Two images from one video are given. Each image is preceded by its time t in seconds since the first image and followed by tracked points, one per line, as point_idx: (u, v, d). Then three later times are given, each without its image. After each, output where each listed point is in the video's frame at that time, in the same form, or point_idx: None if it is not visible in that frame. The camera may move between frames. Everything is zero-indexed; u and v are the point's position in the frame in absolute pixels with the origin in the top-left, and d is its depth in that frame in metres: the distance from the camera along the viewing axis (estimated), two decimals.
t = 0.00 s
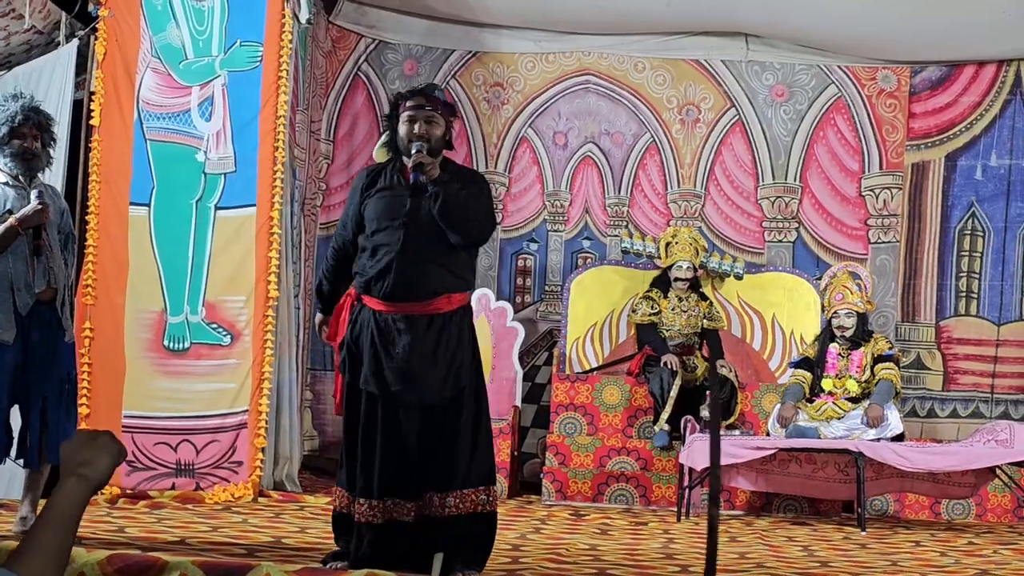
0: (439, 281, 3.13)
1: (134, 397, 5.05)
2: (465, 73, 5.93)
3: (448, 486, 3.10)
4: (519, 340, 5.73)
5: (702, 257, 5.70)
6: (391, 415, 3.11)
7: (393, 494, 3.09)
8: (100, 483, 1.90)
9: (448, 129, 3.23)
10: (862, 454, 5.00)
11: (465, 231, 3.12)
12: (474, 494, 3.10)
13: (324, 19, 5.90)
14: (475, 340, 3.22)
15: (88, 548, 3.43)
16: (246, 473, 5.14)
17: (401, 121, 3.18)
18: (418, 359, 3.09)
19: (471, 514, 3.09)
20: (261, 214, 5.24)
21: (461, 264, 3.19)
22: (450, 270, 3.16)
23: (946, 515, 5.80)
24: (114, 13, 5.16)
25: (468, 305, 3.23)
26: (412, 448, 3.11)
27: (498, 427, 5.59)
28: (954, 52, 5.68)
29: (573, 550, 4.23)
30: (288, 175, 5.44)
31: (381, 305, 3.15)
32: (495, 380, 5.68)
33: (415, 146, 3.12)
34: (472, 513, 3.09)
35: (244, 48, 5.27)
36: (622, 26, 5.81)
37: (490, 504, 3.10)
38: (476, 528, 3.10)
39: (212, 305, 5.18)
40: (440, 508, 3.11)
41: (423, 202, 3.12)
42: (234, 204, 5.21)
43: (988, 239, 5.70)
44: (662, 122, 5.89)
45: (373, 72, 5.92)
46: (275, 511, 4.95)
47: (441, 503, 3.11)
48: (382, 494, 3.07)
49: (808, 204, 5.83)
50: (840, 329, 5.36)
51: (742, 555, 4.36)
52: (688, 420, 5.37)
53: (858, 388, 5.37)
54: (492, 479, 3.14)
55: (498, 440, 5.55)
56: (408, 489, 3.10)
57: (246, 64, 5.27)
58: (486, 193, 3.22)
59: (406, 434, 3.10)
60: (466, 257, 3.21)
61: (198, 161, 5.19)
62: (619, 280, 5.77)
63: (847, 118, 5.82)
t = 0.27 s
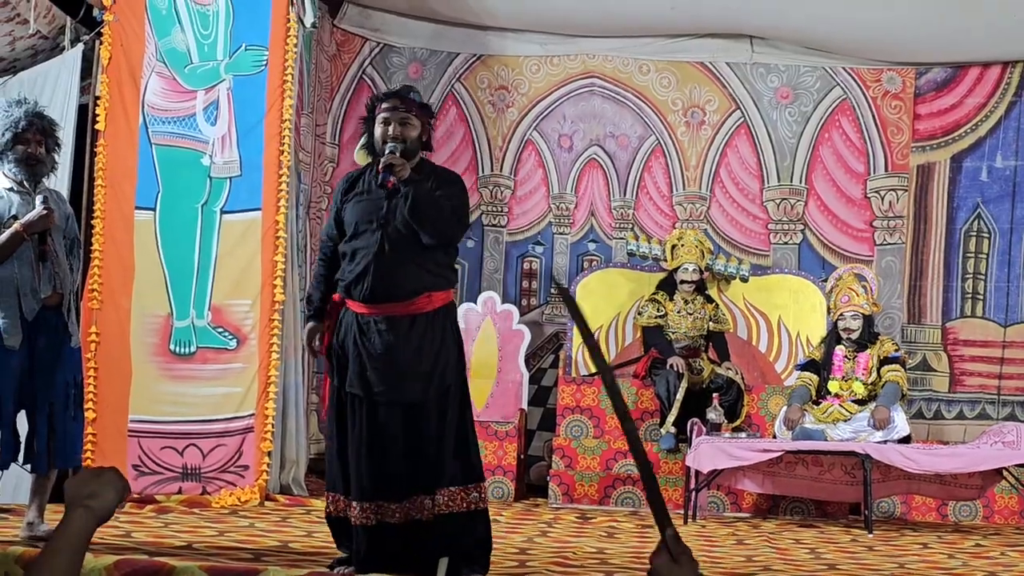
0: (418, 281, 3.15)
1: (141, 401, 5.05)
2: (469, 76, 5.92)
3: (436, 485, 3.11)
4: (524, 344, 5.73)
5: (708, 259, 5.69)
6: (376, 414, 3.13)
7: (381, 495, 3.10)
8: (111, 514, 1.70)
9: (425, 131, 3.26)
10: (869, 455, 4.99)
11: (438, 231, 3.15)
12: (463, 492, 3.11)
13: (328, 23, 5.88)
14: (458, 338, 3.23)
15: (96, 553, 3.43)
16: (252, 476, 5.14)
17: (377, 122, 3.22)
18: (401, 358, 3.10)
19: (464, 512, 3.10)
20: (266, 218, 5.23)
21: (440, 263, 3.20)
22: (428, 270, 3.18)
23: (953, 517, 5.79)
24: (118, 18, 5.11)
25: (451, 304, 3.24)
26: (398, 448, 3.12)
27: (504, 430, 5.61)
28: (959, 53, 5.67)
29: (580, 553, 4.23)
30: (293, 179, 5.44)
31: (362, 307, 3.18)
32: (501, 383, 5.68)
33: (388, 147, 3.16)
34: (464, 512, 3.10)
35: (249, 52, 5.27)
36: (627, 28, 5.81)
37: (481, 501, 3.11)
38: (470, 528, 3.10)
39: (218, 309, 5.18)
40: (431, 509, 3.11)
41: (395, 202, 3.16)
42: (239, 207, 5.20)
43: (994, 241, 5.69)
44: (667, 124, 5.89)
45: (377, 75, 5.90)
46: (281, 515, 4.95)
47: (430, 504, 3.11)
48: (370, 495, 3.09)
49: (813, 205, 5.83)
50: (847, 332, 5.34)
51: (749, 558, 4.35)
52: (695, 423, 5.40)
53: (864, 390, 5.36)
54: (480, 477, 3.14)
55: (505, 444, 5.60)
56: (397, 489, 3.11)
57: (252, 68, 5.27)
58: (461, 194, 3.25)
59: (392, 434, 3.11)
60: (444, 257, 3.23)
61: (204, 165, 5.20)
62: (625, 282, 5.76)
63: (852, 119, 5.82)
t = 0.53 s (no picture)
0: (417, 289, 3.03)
1: (153, 413, 5.05)
2: (480, 86, 5.91)
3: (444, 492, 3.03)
4: (536, 353, 5.72)
5: (720, 267, 5.70)
6: (379, 425, 3.02)
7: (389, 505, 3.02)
8: (111, 516, 1.58)
9: (419, 140, 3.10)
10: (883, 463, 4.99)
11: (434, 239, 3.00)
12: (472, 499, 3.04)
13: (338, 33, 5.86)
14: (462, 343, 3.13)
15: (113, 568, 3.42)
16: (266, 488, 5.12)
17: (370, 133, 3.06)
18: (405, 368, 3.00)
19: (474, 518, 3.04)
20: (278, 229, 5.21)
21: (438, 270, 3.08)
22: (425, 276, 3.06)
23: (967, 524, 5.78)
24: (129, 30, 5.13)
25: (453, 309, 3.13)
26: (403, 458, 3.03)
27: (517, 440, 5.58)
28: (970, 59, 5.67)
29: (596, 563, 4.22)
30: (304, 191, 5.42)
31: (366, 318, 3.08)
32: (513, 393, 5.66)
33: (380, 157, 2.99)
34: (474, 517, 3.04)
35: (259, 63, 5.25)
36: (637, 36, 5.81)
37: (492, 506, 3.04)
38: (481, 533, 3.05)
39: (230, 320, 5.17)
40: (440, 516, 3.04)
41: (389, 214, 2.98)
42: (251, 219, 5.18)
43: (1006, 247, 5.69)
44: (678, 132, 5.88)
45: (388, 86, 5.90)
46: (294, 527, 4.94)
47: (438, 512, 3.04)
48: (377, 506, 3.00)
49: (825, 212, 5.82)
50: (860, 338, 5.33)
51: (763, 566, 4.33)
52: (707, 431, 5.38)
53: (877, 397, 5.35)
54: (489, 484, 3.06)
55: (517, 453, 5.58)
56: (405, 499, 3.03)
57: (263, 80, 5.25)
58: (459, 199, 3.10)
59: (396, 444, 3.01)
60: (443, 263, 3.10)
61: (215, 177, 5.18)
62: (637, 291, 5.77)
63: (863, 126, 5.80)
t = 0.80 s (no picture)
0: (428, 330, 3.17)
1: (157, 457, 4.74)
2: (487, 128, 5.92)
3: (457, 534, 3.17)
4: (543, 397, 5.71)
5: (728, 311, 5.68)
6: (394, 469, 3.14)
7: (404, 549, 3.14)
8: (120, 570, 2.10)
9: (427, 188, 3.30)
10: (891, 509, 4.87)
11: (444, 285, 3.19)
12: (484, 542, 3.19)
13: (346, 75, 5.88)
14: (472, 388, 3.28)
15: None
16: (272, 532, 4.82)
17: (379, 180, 3.25)
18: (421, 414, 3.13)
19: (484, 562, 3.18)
20: (285, 271, 4.87)
21: (448, 314, 3.24)
22: (435, 319, 3.21)
23: (976, 569, 5.74)
24: (136, 72, 4.84)
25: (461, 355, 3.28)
26: (415, 502, 3.16)
27: (522, 483, 5.47)
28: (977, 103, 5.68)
29: None
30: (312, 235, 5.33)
31: (378, 364, 3.20)
32: (519, 436, 5.64)
33: (390, 204, 3.19)
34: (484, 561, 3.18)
35: (266, 106, 4.90)
36: (644, 79, 5.82)
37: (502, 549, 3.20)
38: None
39: (236, 363, 4.83)
40: (451, 561, 3.18)
41: (401, 258, 3.18)
42: (257, 261, 4.85)
43: (1014, 291, 5.67)
44: (685, 175, 5.88)
45: (395, 128, 5.90)
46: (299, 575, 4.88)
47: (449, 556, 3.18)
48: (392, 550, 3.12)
49: (832, 256, 5.81)
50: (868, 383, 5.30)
51: None
52: (716, 476, 5.28)
53: (886, 443, 5.28)
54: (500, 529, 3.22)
55: (522, 497, 5.45)
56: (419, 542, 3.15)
57: (269, 122, 4.90)
58: (467, 248, 3.30)
59: (405, 490, 3.14)
60: (452, 308, 3.27)
61: (221, 220, 4.86)
62: (644, 333, 5.74)
63: (870, 170, 5.79)
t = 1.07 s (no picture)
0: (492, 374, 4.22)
1: (171, 501, 4.38)
2: (502, 176, 5.87)
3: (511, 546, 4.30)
4: (556, 448, 5.68)
5: (743, 362, 5.76)
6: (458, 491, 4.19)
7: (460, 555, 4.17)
8: None
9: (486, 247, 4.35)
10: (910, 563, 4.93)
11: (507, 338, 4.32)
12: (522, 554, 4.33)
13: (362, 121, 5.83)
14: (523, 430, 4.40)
15: None
16: None
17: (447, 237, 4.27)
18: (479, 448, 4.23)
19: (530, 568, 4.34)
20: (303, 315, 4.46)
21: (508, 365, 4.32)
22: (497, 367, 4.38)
23: None
24: (156, 116, 4.46)
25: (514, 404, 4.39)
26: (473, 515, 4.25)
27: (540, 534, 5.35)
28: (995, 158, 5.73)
29: None
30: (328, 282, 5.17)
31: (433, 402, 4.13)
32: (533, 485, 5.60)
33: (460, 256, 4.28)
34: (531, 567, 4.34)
35: (285, 150, 4.49)
36: (661, 129, 5.83)
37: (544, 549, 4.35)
38: None
39: (249, 409, 4.43)
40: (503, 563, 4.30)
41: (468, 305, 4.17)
42: (275, 305, 4.44)
43: None
44: (700, 224, 5.86)
45: (411, 175, 5.82)
46: None
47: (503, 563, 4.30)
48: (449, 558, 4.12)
49: (848, 307, 5.77)
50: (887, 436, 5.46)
51: None
52: (732, 530, 5.48)
53: (904, 497, 5.40)
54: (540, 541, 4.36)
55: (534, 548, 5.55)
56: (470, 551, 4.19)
57: (286, 167, 4.48)
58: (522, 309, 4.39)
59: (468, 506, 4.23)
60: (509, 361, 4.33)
61: (237, 264, 4.45)
62: (659, 384, 5.73)
63: (887, 222, 5.78)
